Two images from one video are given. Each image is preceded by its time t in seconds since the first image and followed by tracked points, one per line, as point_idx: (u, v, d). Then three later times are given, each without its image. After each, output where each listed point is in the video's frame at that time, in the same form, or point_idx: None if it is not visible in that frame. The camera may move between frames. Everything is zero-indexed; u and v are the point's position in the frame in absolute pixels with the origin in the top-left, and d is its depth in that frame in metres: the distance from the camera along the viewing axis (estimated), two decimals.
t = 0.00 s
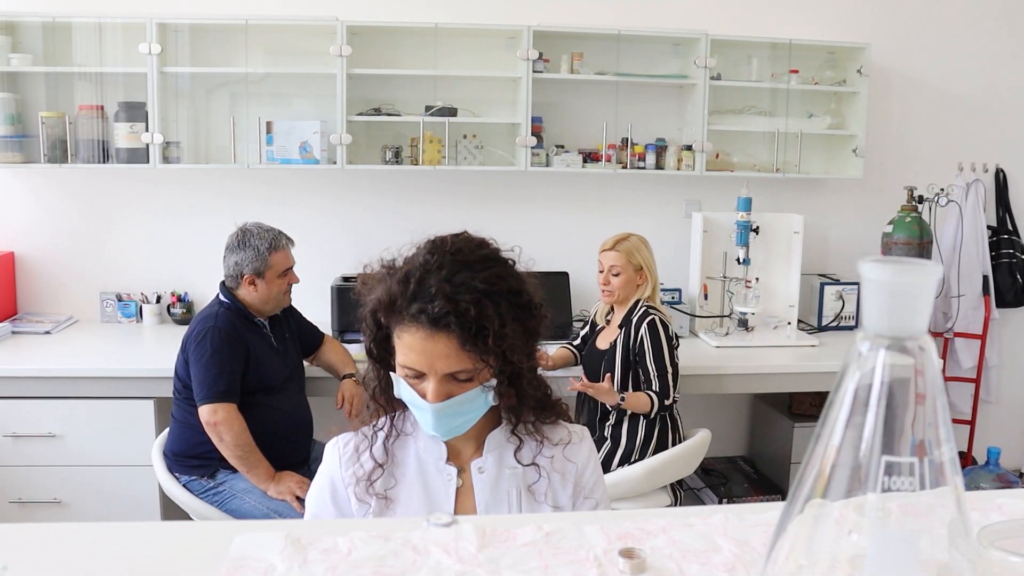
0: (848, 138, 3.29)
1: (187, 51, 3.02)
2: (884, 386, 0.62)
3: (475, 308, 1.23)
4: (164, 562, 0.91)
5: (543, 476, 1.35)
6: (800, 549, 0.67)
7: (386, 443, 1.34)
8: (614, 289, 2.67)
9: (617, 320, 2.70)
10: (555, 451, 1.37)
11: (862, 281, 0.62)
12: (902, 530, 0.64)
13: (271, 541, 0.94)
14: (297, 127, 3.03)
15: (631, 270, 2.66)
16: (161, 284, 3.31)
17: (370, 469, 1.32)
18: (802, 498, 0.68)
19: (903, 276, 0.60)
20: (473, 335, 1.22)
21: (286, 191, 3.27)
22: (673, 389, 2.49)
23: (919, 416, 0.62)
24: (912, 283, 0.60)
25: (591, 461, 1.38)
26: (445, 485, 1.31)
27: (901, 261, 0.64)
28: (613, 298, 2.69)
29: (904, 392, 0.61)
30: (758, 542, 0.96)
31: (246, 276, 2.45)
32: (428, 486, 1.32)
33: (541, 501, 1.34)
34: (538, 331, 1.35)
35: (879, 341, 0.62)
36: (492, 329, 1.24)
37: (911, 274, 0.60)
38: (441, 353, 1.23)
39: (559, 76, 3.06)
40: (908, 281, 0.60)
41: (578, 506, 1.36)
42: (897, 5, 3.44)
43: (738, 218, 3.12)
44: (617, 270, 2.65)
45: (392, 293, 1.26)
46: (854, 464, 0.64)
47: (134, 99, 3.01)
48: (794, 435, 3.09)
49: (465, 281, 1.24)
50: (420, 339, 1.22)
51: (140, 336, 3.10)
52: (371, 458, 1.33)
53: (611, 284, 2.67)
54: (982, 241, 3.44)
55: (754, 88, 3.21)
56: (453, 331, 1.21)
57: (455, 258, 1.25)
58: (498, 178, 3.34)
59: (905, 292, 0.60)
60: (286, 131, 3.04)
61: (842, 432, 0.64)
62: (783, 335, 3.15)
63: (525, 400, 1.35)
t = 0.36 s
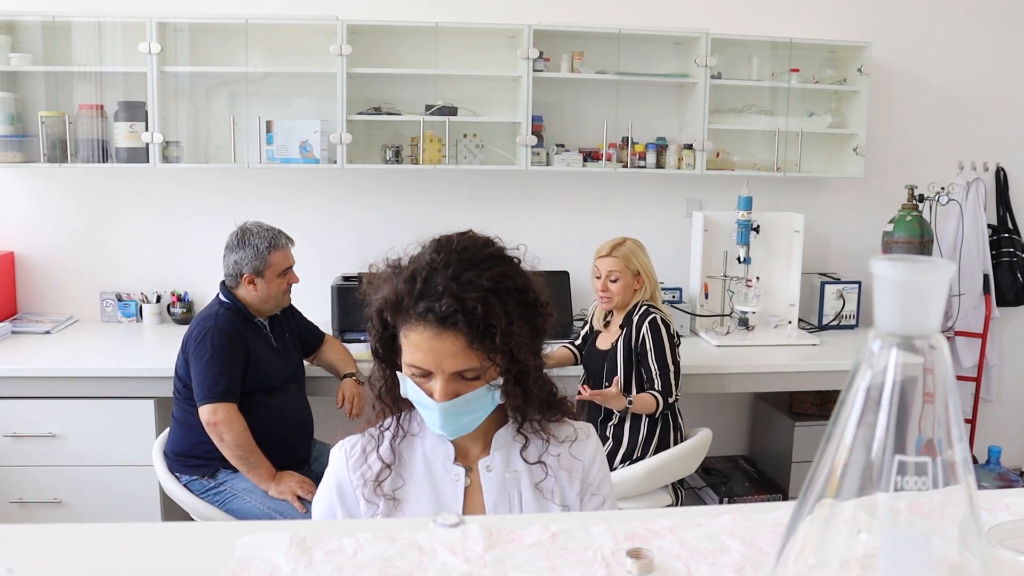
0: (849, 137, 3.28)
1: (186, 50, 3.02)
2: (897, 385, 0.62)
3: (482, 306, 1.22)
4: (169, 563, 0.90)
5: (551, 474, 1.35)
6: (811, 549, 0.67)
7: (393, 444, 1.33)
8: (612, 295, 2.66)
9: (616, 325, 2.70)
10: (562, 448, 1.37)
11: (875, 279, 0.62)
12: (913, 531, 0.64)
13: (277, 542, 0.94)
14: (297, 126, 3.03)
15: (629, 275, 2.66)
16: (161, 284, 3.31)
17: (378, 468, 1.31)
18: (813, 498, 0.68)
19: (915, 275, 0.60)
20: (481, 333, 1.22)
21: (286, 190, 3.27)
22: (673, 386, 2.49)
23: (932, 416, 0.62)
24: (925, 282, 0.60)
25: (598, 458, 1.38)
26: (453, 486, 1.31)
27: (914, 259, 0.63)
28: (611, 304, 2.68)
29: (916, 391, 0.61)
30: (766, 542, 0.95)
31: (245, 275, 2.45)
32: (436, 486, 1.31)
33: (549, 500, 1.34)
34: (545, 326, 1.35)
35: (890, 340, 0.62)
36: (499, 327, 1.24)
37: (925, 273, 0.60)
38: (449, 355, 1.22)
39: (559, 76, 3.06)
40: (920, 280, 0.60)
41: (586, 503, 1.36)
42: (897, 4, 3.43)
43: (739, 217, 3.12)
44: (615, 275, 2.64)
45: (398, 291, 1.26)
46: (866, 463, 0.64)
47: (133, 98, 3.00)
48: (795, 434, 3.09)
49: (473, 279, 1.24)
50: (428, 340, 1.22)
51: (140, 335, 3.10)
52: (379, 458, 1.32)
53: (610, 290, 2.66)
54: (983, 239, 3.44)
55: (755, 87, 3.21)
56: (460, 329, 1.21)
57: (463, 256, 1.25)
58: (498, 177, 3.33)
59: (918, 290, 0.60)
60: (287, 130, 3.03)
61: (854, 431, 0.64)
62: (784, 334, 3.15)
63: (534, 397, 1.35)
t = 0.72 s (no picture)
0: (849, 137, 3.28)
1: (186, 49, 3.01)
2: (905, 383, 0.61)
3: (515, 267, 1.34)
4: (171, 562, 0.90)
5: (561, 471, 1.38)
6: (818, 548, 0.67)
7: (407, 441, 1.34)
8: (613, 293, 2.66)
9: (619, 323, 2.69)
10: (574, 444, 1.41)
11: (884, 275, 0.62)
12: (919, 530, 0.64)
13: (279, 542, 0.93)
14: (297, 125, 3.03)
15: (630, 274, 2.65)
16: (161, 283, 3.30)
17: (391, 465, 1.32)
18: (820, 497, 0.68)
19: (923, 272, 0.59)
20: (515, 292, 1.31)
21: (286, 189, 3.27)
22: (663, 391, 2.48)
23: (941, 414, 0.62)
24: (933, 277, 0.59)
25: (609, 457, 1.42)
26: (463, 483, 1.31)
27: (923, 256, 0.63)
28: (612, 303, 2.68)
29: (924, 388, 0.61)
30: (770, 542, 0.95)
31: (244, 274, 2.44)
32: (447, 484, 1.32)
33: (559, 495, 1.37)
34: (560, 312, 1.46)
35: (899, 337, 0.62)
36: (530, 289, 1.34)
37: (933, 268, 0.60)
38: (485, 317, 1.29)
39: (559, 75, 3.06)
40: (928, 277, 0.59)
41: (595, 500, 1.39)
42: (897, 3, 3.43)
43: (739, 216, 3.11)
44: (615, 274, 2.64)
45: (428, 265, 1.34)
46: (874, 462, 0.64)
47: (133, 98, 3.00)
48: (796, 433, 3.09)
49: (498, 250, 1.35)
50: (464, 303, 1.29)
51: (139, 335, 3.09)
52: (392, 455, 1.32)
53: (610, 288, 2.67)
54: (983, 238, 3.43)
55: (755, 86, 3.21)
56: (495, 289, 1.30)
57: (483, 236, 1.38)
58: (498, 176, 3.33)
59: (926, 286, 0.60)
60: (286, 129, 3.03)
61: (862, 430, 0.64)
62: (784, 334, 3.14)
63: (552, 383, 1.42)
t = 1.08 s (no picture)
0: (849, 136, 3.27)
1: (185, 48, 3.01)
2: (905, 379, 0.61)
3: (524, 256, 1.39)
4: (167, 560, 0.90)
5: (568, 472, 1.44)
6: (818, 545, 0.67)
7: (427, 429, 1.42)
8: (617, 289, 2.68)
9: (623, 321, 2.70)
10: (582, 446, 1.47)
11: (882, 270, 0.61)
12: (921, 528, 0.63)
13: (276, 540, 0.93)
14: (296, 124, 3.03)
15: (633, 271, 2.67)
16: (160, 283, 3.30)
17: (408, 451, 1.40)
18: (820, 494, 0.67)
19: (922, 267, 0.59)
20: (521, 280, 1.36)
21: (286, 188, 3.26)
22: (664, 388, 2.48)
23: (941, 412, 0.61)
24: (932, 272, 0.59)
25: (615, 463, 1.47)
26: (477, 470, 1.40)
27: (921, 250, 0.63)
28: (616, 299, 2.70)
29: (925, 385, 0.61)
30: (770, 540, 0.95)
31: (242, 273, 2.44)
32: (460, 473, 1.40)
33: (564, 495, 1.43)
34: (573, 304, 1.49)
35: (899, 333, 0.61)
36: (537, 278, 1.39)
37: (932, 263, 0.59)
38: (492, 304, 1.34)
39: (558, 74, 3.05)
40: (928, 272, 0.59)
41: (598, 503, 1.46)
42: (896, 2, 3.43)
43: (738, 215, 3.11)
44: (619, 271, 2.66)
45: (441, 255, 1.41)
46: (874, 459, 0.63)
47: (132, 97, 2.99)
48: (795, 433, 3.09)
49: (508, 241, 1.41)
50: (473, 290, 1.35)
51: (138, 334, 3.09)
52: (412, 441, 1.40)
53: (615, 285, 2.69)
54: (983, 237, 3.42)
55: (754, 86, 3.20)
56: (502, 277, 1.36)
57: (496, 229, 1.45)
58: (497, 175, 3.33)
59: (924, 281, 0.59)
60: (286, 128, 3.03)
61: (861, 427, 0.63)
62: (784, 333, 3.14)
63: (564, 378, 1.48)
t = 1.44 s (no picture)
0: (847, 135, 3.27)
1: (184, 48, 3.01)
2: (899, 377, 0.61)
3: (534, 255, 1.41)
4: (163, 558, 0.90)
5: (569, 474, 1.46)
6: (811, 545, 0.66)
7: (434, 423, 1.43)
8: (620, 287, 2.70)
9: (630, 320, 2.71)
10: (584, 450, 1.49)
11: (876, 269, 0.61)
12: (915, 525, 0.64)
13: (273, 539, 0.93)
14: (295, 124, 3.03)
15: (638, 270, 2.68)
16: (159, 283, 3.30)
17: (414, 445, 1.41)
18: (814, 493, 0.67)
19: (917, 265, 0.59)
20: (530, 278, 1.37)
21: (285, 188, 3.27)
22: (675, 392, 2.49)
23: (935, 411, 0.62)
24: (926, 270, 0.59)
25: (615, 468, 1.49)
26: (480, 470, 1.41)
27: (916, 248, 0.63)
28: (622, 298, 2.71)
29: (919, 383, 0.61)
30: (765, 539, 0.95)
31: (241, 273, 2.45)
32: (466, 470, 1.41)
33: (565, 496, 1.45)
34: (581, 306, 1.50)
35: (893, 332, 0.61)
36: (546, 278, 1.40)
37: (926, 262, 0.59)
38: (501, 302, 1.35)
39: (557, 74, 3.06)
40: (924, 270, 0.59)
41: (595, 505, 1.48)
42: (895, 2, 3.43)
43: (737, 215, 3.11)
44: (624, 269, 2.68)
45: (452, 253, 1.42)
46: (868, 457, 0.64)
47: (132, 97, 2.99)
48: (794, 433, 3.09)
49: (519, 241, 1.43)
50: (481, 287, 1.35)
51: (137, 334, 3.09)
52: (419, 435, 1.41)
53: (619, 282, 2.70)
54: (982, 236, 3.42)
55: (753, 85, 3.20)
56: (512, 276, 1.36)
57: (508, 229, 1.46)
58: (496, 175, 3.33)
59: (919, 280, 0.60)
60: (285, 128, 3.04)
61: (855, 425, 0.64)
62: (783, 333, 3.14)
63: (570, 382, 1.49)
